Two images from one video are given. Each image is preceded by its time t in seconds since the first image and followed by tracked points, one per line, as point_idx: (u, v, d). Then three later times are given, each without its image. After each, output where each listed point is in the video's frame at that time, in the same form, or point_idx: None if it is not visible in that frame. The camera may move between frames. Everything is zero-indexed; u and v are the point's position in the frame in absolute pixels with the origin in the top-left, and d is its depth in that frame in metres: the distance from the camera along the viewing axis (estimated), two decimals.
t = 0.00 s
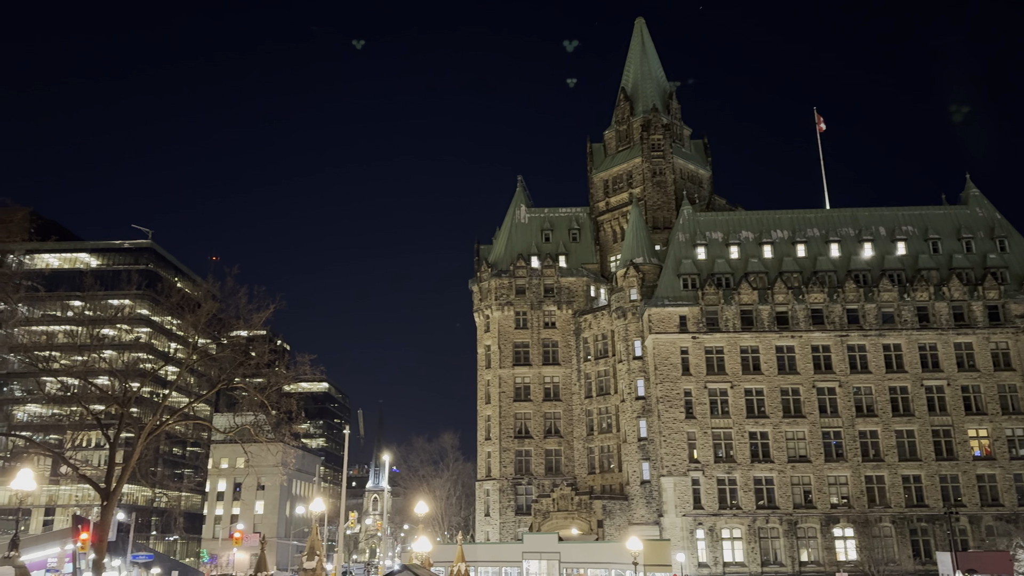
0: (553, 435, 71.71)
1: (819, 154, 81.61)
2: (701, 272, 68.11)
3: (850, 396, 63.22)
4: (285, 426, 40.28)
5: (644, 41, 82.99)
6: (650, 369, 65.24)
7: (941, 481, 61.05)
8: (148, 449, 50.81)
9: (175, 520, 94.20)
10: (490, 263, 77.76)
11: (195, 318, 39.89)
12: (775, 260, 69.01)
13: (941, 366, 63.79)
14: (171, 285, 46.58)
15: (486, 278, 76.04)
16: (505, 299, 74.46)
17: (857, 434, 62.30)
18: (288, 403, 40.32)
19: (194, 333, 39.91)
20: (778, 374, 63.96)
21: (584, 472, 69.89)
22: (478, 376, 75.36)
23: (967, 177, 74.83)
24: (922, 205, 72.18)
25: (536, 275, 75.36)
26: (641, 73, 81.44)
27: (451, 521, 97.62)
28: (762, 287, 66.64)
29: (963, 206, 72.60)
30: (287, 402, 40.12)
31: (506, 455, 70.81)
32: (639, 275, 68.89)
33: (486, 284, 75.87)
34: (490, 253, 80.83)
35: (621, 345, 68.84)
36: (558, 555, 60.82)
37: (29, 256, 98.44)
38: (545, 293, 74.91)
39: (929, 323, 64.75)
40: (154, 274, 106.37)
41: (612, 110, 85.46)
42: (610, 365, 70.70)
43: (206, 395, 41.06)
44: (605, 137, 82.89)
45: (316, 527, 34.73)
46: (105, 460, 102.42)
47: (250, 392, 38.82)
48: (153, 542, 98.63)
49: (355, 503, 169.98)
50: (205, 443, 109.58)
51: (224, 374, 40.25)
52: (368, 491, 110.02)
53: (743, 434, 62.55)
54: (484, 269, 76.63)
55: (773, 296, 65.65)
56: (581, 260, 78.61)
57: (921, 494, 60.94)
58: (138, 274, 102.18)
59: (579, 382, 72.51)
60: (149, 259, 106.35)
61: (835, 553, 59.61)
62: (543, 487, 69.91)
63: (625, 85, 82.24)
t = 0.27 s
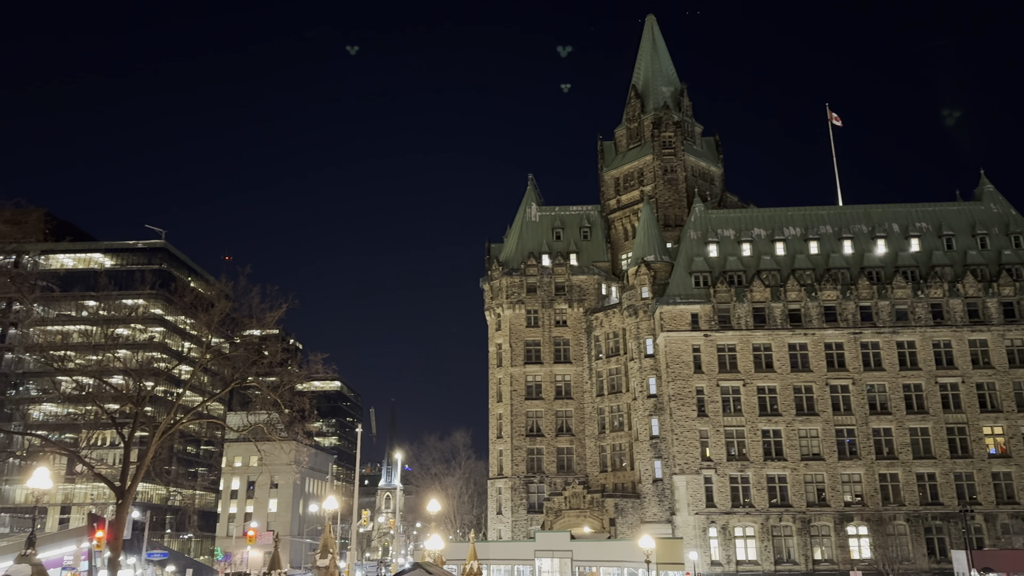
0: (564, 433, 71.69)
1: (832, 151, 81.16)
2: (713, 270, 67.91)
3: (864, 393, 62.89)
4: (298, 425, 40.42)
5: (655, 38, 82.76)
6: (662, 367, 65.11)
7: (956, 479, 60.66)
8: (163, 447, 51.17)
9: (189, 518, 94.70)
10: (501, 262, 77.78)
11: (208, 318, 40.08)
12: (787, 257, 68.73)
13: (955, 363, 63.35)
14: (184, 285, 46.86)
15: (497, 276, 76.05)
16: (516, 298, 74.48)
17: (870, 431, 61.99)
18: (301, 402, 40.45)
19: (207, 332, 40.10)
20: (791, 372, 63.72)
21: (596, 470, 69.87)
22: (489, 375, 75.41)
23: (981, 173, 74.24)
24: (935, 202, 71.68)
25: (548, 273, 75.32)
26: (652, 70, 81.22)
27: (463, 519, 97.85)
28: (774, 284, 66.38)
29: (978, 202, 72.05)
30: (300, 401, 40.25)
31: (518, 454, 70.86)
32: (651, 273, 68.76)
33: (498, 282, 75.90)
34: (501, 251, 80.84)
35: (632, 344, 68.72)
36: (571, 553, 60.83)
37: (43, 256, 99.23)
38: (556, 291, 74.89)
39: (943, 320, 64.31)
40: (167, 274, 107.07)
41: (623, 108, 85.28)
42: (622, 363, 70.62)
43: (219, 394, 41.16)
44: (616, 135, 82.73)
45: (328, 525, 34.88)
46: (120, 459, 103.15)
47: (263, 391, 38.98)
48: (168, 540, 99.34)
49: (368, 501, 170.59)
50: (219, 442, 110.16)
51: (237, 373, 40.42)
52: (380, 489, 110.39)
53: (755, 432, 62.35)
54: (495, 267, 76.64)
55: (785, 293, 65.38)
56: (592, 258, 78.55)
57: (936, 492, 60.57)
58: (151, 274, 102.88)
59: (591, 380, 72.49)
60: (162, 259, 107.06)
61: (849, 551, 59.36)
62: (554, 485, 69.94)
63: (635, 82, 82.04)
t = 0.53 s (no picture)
0: (577, 431, 71.63)
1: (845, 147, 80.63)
2: (726, 267, 67.66)
3: (879, 391, 62.50)
4: (311, 423, 40.55)
5: (666, 35, 82.45)
6: (675, 365, 64.91)
7: (972, 477, 60.19)
8: (178, 445, 51.49)
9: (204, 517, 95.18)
10: (513, 260, 77.74)
11: (222, 317, 40.23)
12: (801, 255, 68.38)
13: (971, 360, 62.83)
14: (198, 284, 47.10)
15: (509, 275, 76.00)
16: (528, 296, 74.44)
17: (885, 429, 61.59)
18: (314, 401, 40.56)
19: (221, 331, 40.25)
20: (805, 369, 63.38)
21: (608, 469, 69.79)
22: (502, 373, 75.42)
23: (997, 168, 73.58)
24: (951, 198, 71.11)
25: (559, 272, 75.22)
26: (664, 67, 80.93)
27: (476, 517, 98.01)
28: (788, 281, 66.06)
29: (993, 197, 71.43)
30: (314, 400, 40.35)
31: (530, 452, 70.86)
32: (663, 270, 68.55)
33: (509, 281, 75.87)
34: (512, 250, 80.81)
35: (644, 342, 68.53)
36: (584, 551, 60.78)
37: (59, 256, 100.07)
38: (567, 289, 74.78)
39: (959, 317, 63.81)
40: (181, 273, 107.76)
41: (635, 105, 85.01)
42: (634, 361, 70.49)
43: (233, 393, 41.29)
44: (628, 132, 82.50)
45: (342, 523, 35.02)
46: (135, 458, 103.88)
47: (277, 389, 39.12)
48: (183, 538, 99.96)
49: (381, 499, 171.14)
50: (233, 440, 110.74)
51: (251, 372, 40.56)
52: (393, 488, 110.80)
53: (769, 430, 62.10)
54: (507, 266, 76.59)
55: (799, 291, 65.04)
56: (604, 256, 78.40)
57: (951, 490, 60.14)
58: (165, 274, 103.52)
59: (603, 378, 72.38)
60: (176, 259, 107.71)
61: (864, 550, 59.05)
62: (567, 483, 69.92)
63: (647, 79, 81.77)
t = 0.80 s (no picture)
0: (589, 429, 71.57)
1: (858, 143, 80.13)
2: (739, 265, 67.44)
3: (893, 388, 62.13)
4: (324, 422, 40.68)
5: (678, 32, 82.15)
6: (688, 363, 64.71)
7: (987, 475, 59.71)
8: (192, 444, 51.82)
9: (219, 514, 95.70)
10: (524, 258, 77.71)
11: (235, 316, 40.46)
12: (814, 252, 68.07)
13: (987, 357, 62.33)
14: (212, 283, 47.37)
15: (520, 273, 75.98)
16: (539, 295, 74.41)
17: (900, 427, 61.20)
18: (327, 399, 40.64)
19: (235, 331, 40.47)
20: (819, 367, 63.06)
21: (621, 467, 69.72)
22: (513, 371, 75.44)
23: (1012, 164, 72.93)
24: (966, 194, 70.56)
25: (571, 270, 75.14)
26: (675, 64, 80.67)
27: (489, 516, 98.19)
28: (801, 279, 65.77)
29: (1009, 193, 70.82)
30: (326, 398, 40.48)
31: (542, 450, 70.86)
32: (675, 268, 68.34)
33: (521, 279, 75.85)
34: (524, 248, 80.78)
35: (657, 340, 68.38)
36: (597, 549, 60.79)
37: (75, 257, 100.97)
38: (579, 288, 74.69)
39: (974, 314, 63.31)
40: (195, 273, 108.50)
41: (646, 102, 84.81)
42: (646, 360, 70.35)
43: (247, 392, 41.47)
44: (639, 130, 82.31)
45: (356, 521, 35.15)
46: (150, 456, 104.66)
47: (290, 388, 39.28)
48: (198, 536, 100.63)
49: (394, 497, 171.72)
50: (246, 439, 111.31)
51: (265, 370, 40.75)
52: (406, 486, 111.07)
53: (783, 428, 61.84)
54: (518, 264, 76.57)
55: (812, 288, 64.73)
56: (615, 254, 78.30)
57: (967, 489, 59.67)
58: (179, 273, 104.26)
59: (615, 376, 72.29)
60: (190, 259, 108.45)
61: (879, 548, 58.72)
62: (579, 482, 69.89)
63: (659, 76, 81.54)
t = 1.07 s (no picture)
0: (601, 427, 71.54)
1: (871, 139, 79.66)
2: (751, 262, 67.21)
3: (907, 386, 61.76)
4: (337, 420, 40.81)
5: (689, 28, 81.88)
6: (699, 360, 64.56)
7: (1003, 473, 59.27)
8: (206, 442, 52.13)
9: (232, 512, 96.29)
10: (535, 256, 77.68)
11: (248, 315, 40.65)
12: (827, 248, 67.76)
13: (1002, 354, 61.86)
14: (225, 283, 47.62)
15: (531, 271, 75.95)
16: (550, 292, 74.38)
17: (914, 424, 60.85)
18: (340, 397, 40.74)
19: (248, 329, 40.68)
20: (832, 364, 62.78)
21: (633, 465, 69.63)
22: (525, 369, 75.45)
23: None
24: (980, 189, 70.02)
25: (582, 268, 75.07)
26: (686, 60, 80.42)
27: (500, 514, 98.36)
28: (814, 276, 65.48)
29: None
30: (339, 397, 40.60)
31: (554, 448, 70.87)
32: (686, 265, 68.17)
33: (532, 277, 75.82)
34: (535, 246, 80.76)
35: (668, 337, 68.25)
36: (609, 547, 60.79)
37: (89, 257, 101.63)
38: (590, 285, 74.63)
39: (989, 311, 62.84)
40: (208, 272, 109.05)
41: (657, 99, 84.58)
42: (658, 357, 70.23)
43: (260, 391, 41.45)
44: (650, 127, 82.11)
45: (368, 518, 35.31)
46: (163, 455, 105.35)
47: (302, 387, 39.44)
48: (212, 534, 101.25)
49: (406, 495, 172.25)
50: (259, 437, 111.85)
51: (277, 369, 40.93)
52: (419, 484, 111.39)
53: (795, 425, 61.62)
54: (529, 262, 76.56)
55: (825, 285, 64.43)
56: (626, 252, 78.18)
57: (982, 486, 59.26)
58: (192, 272, 104.85)
59: (626, 374, 72.22)
60: (203, 258, 109.06)
61: (893, 546, 58.42)
62: (591, 480, 69.89)
63: (669, 73, 81.31)
